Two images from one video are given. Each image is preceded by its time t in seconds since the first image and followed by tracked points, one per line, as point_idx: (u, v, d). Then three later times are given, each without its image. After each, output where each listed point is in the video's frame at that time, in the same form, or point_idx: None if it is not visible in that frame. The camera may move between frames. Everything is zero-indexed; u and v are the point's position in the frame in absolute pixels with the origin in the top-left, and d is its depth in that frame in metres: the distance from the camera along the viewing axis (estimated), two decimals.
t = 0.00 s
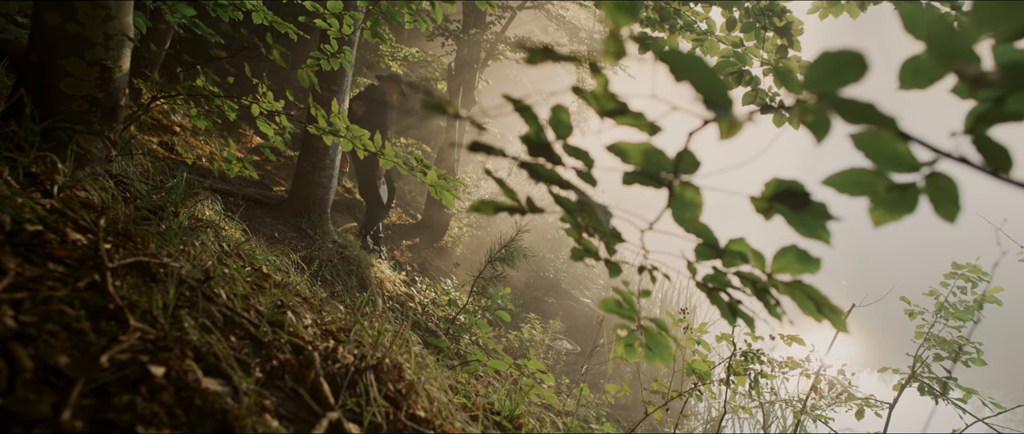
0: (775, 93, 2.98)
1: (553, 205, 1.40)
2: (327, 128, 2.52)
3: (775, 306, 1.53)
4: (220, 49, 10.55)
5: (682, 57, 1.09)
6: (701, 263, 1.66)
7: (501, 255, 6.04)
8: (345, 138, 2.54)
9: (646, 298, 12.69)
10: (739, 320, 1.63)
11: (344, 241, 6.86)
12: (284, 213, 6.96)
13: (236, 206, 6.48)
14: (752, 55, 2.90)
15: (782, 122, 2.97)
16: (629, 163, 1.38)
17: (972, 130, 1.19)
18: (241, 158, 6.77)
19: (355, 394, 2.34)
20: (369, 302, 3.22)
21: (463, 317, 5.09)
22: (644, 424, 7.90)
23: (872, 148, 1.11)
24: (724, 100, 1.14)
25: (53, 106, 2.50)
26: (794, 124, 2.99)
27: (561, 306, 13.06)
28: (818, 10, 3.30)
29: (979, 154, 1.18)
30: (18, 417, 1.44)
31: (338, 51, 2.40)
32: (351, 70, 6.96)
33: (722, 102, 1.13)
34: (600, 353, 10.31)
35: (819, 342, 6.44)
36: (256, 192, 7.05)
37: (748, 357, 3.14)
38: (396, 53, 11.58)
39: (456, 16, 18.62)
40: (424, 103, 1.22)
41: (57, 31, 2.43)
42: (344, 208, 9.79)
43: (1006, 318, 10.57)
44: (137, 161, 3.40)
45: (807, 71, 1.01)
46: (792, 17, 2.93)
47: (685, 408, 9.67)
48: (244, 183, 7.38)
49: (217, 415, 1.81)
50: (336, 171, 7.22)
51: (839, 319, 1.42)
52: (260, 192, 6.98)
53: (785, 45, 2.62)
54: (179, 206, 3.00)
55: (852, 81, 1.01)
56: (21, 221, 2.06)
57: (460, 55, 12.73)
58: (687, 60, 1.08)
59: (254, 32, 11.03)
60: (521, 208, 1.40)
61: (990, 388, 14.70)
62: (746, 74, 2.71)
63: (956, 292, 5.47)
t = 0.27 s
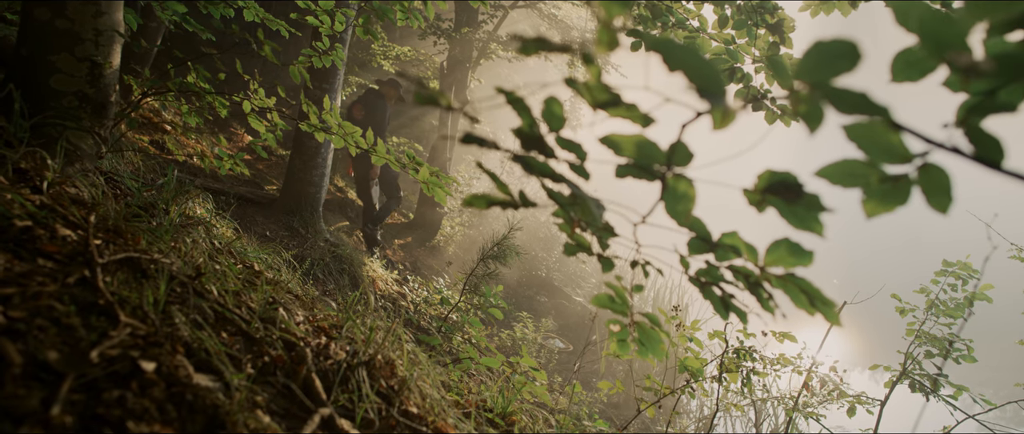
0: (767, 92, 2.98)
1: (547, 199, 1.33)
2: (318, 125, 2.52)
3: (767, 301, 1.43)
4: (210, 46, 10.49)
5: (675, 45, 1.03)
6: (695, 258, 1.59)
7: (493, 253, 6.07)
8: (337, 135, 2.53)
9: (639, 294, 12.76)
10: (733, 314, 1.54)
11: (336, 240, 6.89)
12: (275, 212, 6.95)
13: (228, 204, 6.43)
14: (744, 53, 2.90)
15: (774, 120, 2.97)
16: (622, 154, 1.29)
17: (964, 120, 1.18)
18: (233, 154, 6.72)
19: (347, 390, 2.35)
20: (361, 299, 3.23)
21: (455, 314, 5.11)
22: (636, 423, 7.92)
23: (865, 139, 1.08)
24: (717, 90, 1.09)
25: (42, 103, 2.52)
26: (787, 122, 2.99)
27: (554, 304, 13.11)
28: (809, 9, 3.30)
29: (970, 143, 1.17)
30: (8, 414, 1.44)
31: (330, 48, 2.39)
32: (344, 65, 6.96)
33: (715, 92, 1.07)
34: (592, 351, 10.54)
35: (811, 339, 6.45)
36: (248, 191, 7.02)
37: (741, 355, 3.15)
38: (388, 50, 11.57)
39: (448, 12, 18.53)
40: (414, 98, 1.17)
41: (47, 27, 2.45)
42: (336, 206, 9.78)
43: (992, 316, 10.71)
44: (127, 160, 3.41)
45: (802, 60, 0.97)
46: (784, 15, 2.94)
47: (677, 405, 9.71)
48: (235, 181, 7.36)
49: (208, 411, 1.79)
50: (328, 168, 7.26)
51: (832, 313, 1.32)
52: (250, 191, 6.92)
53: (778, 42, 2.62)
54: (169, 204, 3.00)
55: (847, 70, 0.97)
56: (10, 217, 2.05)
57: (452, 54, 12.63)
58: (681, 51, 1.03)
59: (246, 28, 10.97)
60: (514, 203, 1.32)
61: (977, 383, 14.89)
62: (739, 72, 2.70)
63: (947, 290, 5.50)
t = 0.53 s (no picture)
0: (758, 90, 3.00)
1: (539, 193, 1.33)
2: (310, 122, 2.53)
3: (759, 294, 1.42)
4: (199, 45, 10.44)
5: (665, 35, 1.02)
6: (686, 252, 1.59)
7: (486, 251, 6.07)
8: (329, 132, 2.54)
9: (631, 294, 12.79)
10: (722, 310, 1.53)
11: (328, 239, 6.87)
12: (266, 210, 6.93)
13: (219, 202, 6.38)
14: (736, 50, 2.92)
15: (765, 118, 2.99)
16: (613, 148, 1.26)
17: (954, 113, 1.19)
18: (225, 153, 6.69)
19: (339, 386, 2.33)
20: (353, 297, 3.22)
21: (447, 313, 5.10)
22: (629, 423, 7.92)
23: (856, 129, 1.08)
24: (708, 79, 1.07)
25: (31, 99, 2.53)
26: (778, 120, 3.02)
27: (546, 304, 13.09)
28: (801, 7, 3.33)
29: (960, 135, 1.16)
30: None
31: (322, 45, 2.39)
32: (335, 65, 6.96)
33: (706, 81, 1.07)
34: (585, 349, 10.62)
35: (803, 337, 6.48)
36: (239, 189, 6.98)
37: (732, 352, 3.15)
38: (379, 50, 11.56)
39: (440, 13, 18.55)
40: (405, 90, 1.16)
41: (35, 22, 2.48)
42: (327, 205, 9.74)
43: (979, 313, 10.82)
44: (118, 157, 3.43)
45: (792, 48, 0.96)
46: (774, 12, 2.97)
47: (670, 404, 9.73)
48: (227, 181, 7.32)
49: (198, 407, 1.77)
50: (319, 167, 7.27)
51: (823, 306, 1.31)
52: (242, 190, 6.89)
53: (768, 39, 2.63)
54: (160, 202, 2.99)
55: (836, 59, 0.97)
56: None
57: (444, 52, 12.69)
58: (674, 44, 1.04)
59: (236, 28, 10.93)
60: (506, 197, 1.32)
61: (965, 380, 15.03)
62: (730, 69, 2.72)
63: (937, 287, 5.56)
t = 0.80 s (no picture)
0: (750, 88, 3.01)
1: (528, 188, 1.34)
2: (302, 121, 2.53)
3: (747, 289, 1.43)
4: (190, 44, 10.38)
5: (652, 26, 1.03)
6: (675, 249, 1.60)
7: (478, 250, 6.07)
8: (321, 131, 2.54)
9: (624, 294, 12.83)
10: (711, 306, 1.53)
11: (320, 239, 6.85)
12: (259, 210, 6.91)
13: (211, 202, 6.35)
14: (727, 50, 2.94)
15: (757, 117, 3.01)
16: (603, 142, 1.27)
17: (941, 108, 1.19)
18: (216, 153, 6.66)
19: (329, 384, 2.32)
20: (345, 296, 3.20)
21: (439, 312, 5.09)
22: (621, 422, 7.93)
23: (843, 124, 1.08)
24: (694, 72, 1.08)
25: (20, 96, 2.64)
26: (770, 118, 3.03)
27: (538, 304, 13.09)
28: (792, 6, 3.36)
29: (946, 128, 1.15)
30: None
31: (314, 43, 2.38)
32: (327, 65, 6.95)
33: (693, 74, 1.07)
34: (577, 348, 10.68)
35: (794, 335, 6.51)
36: (231, 189, 6.96)
37: (723, 351, 3.17)
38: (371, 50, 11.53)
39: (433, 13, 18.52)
40: (395, 83, 1.16)
41: (25, 20, 2.61)
42: (320, 205, 9.71)
43: (967, 312, 10.92)
44: (110, 156, 3.46)
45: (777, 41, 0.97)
46: (765, 13, 2.99)
47: (662, 404, 9.76)
48: (219, 180, 7.30)
49: (187, 403, 1.76)
50: (311, 167, 7.25)
51: (810, 301, 1.33)
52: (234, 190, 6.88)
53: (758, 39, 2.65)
54: (151, 200, 2.99)
55: (822, 51, 0.98)
56: None
57: (437, 52, 12.68)
58: (662, 37, 1.05)
59: (227, 27, 10.87)
60: (495, 193, 1.33)
61: (954, 378, 15.17)
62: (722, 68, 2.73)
63: (929, 286, 5.60)
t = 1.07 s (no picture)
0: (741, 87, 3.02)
1: (517, 185, 1.34)
2: (292, 119, 2.52)
3: (736, 286, 1.44)
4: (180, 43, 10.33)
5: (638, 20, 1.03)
6: (664, 245, 1.60)
7: (470, 250, 6.07)
8: (311, 130, 2.54)
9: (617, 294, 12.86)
10: (701, 303, 1.54)
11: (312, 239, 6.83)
12: (251, 211, 6.89)
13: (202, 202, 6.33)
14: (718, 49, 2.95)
15: (747, 116, 3.03)
16: (591, 138, 1.27)
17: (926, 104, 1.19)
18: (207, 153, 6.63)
19: (319, 382, 2.31)
20: (336, 295, 3.19)
21: (431, 312, 5.09)
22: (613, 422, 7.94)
23: (829, 119, 1.08)
24: (680, 65, 1.09)
25: (8, 94, 2.68)
26: (761, 117, 3.05)
27: (531, 304, 13.10)
28: (782, 5, 3.38)
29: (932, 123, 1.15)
30: None
31: (305, 42, 2.38)
32: (319, 65, 6.95)
33: (679, 67, 1.09)
34: (569, 348, 10.70)
35: (786, 335, 6.54)
36: (222, 189, 6.94)
37: (714, 349, 3.18)
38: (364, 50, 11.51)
39: (426, 14, 18.52)
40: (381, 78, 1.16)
41: (14, 19, 2.66)
42: (312, 205, 9.69)
43: (955, 311, 11.03)
44: (100, 155, 3.50)
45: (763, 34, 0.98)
46: (756, 12, 3.01)
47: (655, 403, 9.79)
48: (210, 180, 7.29)
49: (174, 401, 1.75)
50: (303, 167, 7.23)
51: (799, 297, 1.34)
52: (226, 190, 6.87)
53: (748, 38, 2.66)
54: (141, 199, 2.99)
55: (806, 45, 0.98)
56: None
57: (430, 53, 12.68)
58: (646, 28, 1.04)
59: (219, 27, 10.84)
60: (483, 189, 1.33)
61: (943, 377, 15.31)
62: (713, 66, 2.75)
63: (919, 285, 5.64)
